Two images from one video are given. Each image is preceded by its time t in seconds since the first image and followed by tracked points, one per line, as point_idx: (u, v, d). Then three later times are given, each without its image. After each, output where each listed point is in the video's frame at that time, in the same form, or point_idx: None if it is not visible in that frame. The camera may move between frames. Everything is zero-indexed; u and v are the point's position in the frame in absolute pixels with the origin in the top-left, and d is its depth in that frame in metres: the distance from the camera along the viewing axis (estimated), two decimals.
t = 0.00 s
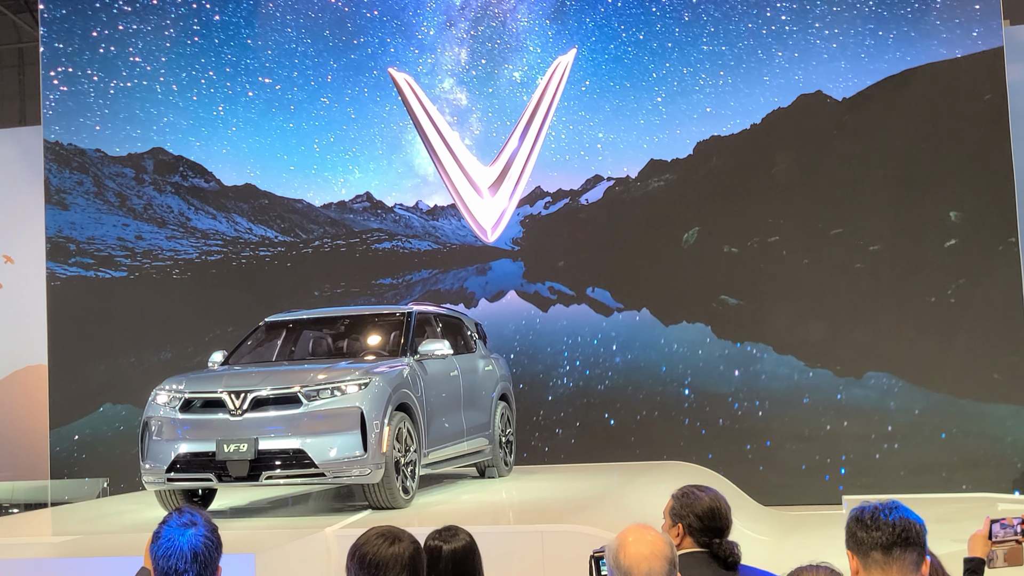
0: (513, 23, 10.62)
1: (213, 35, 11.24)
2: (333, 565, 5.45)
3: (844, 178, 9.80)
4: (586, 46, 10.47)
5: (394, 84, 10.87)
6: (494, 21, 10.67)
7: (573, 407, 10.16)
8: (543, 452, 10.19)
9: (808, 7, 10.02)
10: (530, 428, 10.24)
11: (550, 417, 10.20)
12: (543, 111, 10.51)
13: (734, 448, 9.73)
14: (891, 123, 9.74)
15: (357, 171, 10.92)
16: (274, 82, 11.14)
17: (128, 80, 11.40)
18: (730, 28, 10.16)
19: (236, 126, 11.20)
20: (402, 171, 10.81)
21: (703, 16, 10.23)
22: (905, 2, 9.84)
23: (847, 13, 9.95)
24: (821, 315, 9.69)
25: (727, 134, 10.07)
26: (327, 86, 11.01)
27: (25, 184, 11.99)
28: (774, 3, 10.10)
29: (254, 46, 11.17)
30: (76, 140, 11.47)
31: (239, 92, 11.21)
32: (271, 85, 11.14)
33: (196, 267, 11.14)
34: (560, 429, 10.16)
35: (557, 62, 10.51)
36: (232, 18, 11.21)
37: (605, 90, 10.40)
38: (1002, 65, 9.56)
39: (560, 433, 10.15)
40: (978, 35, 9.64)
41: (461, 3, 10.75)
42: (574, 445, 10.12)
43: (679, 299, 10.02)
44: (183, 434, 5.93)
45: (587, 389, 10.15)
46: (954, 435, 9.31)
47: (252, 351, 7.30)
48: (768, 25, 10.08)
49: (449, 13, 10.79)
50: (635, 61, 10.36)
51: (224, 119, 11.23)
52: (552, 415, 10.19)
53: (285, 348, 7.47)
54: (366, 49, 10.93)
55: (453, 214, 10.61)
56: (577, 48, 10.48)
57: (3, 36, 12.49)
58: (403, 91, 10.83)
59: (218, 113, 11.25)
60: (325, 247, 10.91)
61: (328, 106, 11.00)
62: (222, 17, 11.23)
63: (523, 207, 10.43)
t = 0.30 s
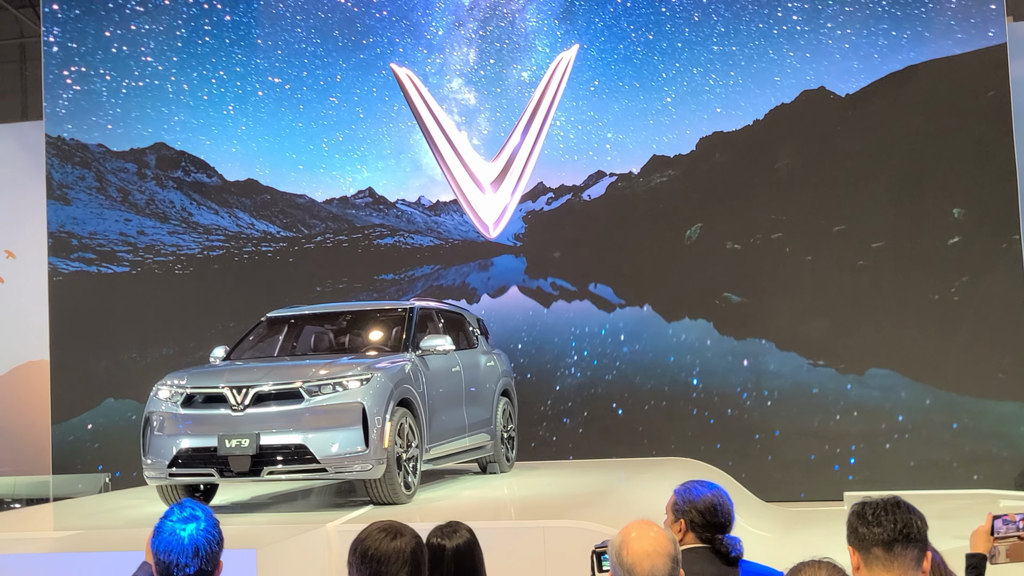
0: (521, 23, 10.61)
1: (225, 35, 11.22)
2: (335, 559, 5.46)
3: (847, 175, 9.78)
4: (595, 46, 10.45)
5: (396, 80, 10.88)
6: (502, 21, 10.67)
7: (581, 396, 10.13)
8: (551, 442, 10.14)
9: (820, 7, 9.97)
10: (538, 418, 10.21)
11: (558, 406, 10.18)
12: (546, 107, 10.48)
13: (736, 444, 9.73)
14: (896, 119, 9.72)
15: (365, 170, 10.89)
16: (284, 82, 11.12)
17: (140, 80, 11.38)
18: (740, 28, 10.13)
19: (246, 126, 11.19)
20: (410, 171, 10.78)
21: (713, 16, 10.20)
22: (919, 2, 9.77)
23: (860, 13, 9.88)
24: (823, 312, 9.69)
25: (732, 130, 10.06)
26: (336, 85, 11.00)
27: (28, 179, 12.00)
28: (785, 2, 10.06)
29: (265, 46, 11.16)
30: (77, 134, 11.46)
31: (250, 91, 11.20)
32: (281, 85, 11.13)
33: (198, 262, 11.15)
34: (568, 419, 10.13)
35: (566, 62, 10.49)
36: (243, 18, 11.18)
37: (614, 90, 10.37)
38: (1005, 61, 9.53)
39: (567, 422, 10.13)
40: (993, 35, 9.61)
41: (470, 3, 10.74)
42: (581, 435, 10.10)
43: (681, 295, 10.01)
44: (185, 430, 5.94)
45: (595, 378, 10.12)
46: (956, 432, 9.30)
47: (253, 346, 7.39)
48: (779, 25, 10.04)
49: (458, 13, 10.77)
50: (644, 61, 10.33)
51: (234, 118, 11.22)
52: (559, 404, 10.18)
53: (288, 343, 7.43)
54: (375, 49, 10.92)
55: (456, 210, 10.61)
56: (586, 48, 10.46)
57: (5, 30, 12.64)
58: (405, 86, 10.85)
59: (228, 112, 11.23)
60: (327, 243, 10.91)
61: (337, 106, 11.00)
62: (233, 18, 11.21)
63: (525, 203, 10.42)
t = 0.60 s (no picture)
0: (530, 19, 10.56)
1: (235, 31, 11.19)
2: (337, 551, 5.47)
3: (850, 167, 9.75)
4: (604, 43, 10.41)
5: (398, 73, 10.86)
6: (511, 17, 10.61)
7: (589, 381, 10.13)
8: (559, 428, 10.17)
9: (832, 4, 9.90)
10: (546, 404, 10.22)
11: (566, 392, 10.17)
12: (548, 100, 10.46)
13: (737, 437, 9.74)
14: (902, 113, 9.68)
15: (374, 166, 10.87)
16: (293, 78, 11.08)
17: (152, 76, 11.36)
18: (751, 24, 10.07)
19: (255, 122, 11.14)
20: (418, 167, 10.75)
21: (723, 12, 10.15)
22: None
23: (873, 10, 9.81)
24: (826, 306, 9.67)
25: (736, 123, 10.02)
26: (345, 82, 10.96)
27: (30, 170, 12.02)
28: None
29: (274, 43, 11.11)
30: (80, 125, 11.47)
31: (259, 87, 11.15)
32: (290, 81, 11.10)
33: (200, 254, 11.15)
34: (576, 405, 10.13)
35: (574, 58, 10.47)
36: (253, 16, 11.16)
37: (623, 87, 10.32)
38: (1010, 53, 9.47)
39: (576, 407, 10.13)
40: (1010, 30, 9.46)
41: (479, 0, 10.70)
42: (589, 420, 10.11)
43: (683, 288, 10.00)
44: (187, 421, 5.94)
45: (603, 364, 10.11)
46: (958, 425, 9.29)
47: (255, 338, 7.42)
48: (791, 21, 9.97)
49: (467, 10, 10.74)
50: (653, 58, 10.29)
51: (243, 114, 11.17)
52: (567, 390, 10.17)
53: (290, 335, 7.53)
54: (384, 46, 10.87)
55: (458, 203, 10.59)
56: (595, 44, 10.43)
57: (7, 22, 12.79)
58: (407, 78, 10.83)
59: (237, 108, 11.19)
60: (329, 235, 10.91)
61: (346, 102, 10.96)
62: (243, 15, 11.18)
63: (527, 195, 10.40)
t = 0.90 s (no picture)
0: (540, 23, 10.53)
1: (248, 34, 11.21)
2: (339, 549, 5.49)
3: (853, 168, 9.75)
4: (615, 46, 10.38)
5: (402, 70, 10.88)
6: (521, 21, 10.58)
7: (597, 375, 10.13)
8: (566, 421, 10.17)
9: (846, 8, 9.86)
10: (554, 397, 10.23)
11: (574, 385, 10.18)
12: (551, 100, 10.46)
13: (739, 437, 9.74)
14: (908, 115, 9.66)
15: (383, 169, 10.87)
16: (304, 80, 11.09)
17: (164, 78, 11.37)
18: (763, 28, 10.04)
19: (266, 124, 11.15)
20: (427, 170, 10.73)
21: (735, 16, 10.13)
22: (950, 3, 9.62)
23: (888, 14, 9.77)
24: (829, 307, 9.67)
25: (742, 124, 10.01)
26: (355, 84, 10.96)
27: (33, 167, 12.06)
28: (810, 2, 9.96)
29: (286, 46, 11.14)
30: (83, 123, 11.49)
31: (270, 89, 11.16)
32: (301, 83, 11.10)
33: (203, 252, 11.17)
34: (584, 398, 10.13)
35: (583, 62, 10.44)
36: (265, 18, 11.19)
37: (633, 91, 10.30)
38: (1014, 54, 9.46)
39: (583, 401, 10.13)
40: None
41: (489, 4, 10.67)
42: (597, 413, 10.10)
43: (686, 289, 10.01)
44: (189, 419, 5.96)
45: (612, 356, 10.11)
46: (961, 428, 9.29)
47: (259, 337, 7.37)
48: (804, 25, 9.95)
49: (476, 13, 10.71)
50: (664, 62, 10.25)
51: (254, 116, 11.18)
52: (574, 385, 10.18)
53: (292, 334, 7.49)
54: (394, 50, 10.88)
55: (461, 201, 10.60)
56: (605, 48, 10.41)
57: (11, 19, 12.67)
58: (411, 77, 10.84)
59: (249, 110, 11.20)
60: (332, 233, 10.93)
61: (355, 105, 10.96)
62: (255, 18, 11.21)
63: (531, 194, 10.41)
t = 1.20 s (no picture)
0: (551, 25, 10.53)
1: (261, 35, 11.19)
2: (340, 545, 5.50)
3: (857, 168, 9.74)
4: (625, 49, 10.38)
5: (404, 66, 10.87)
6: (531, 24, 10.59)
7: (605, 366, 10.13)
8: (575, 412, 10.17)
9: (859, 12, 9.84)
10: (562, 388, 10.23)
11: (581, 376, 10.18)
12: (555, 97, 10.46)
13: (740, 436, 9.74)
14: (914, 117, 9.65)
15: (393, 170, 10.86)
16: (315, 81, 11.07)
17: (177, 78, 11.35)
18: (775, 32, 10.02)
19: (276, 124, 11.14)
20: (436, 171, 10.73)
21: (746, 20, 10.10)
22: (965, 7, 9.58)
23: (901, 19, 9.74)
24: (832, 307, 9.67)
25: (747, 125, 10.01)
26: (365, 85, 10.95)
27: (39, 162, 12.08)
28: (823, 7, 9.94)
29: (298, 47, 11.12)
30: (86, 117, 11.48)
31: (281, 90, 11.15)
32: (312, 84, 11.08)
33: (206, 248, 11.19)
34: (592, 390, 10.13)
35: (593, 64, 10.44)
36: (278, 20, 11.17)
37: (643, 94, 10.29)
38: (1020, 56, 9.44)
39: (591, 392, 10.14)
40: None
41: (500, 6, 10.68)
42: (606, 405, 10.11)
43: (689, 288, 10.01)
44: (191, 414, 5.97)
45: (619, 349, 10.11)
46: (962, 429, 9.28)
47: (260, 332, 7.43)
48: (817, 30, 9.93)
49: (487, 15, 10.71)
50: (674, 65, 10.24)
51: (265, 116, 11.17)
52: (583, 374, 10.18)
53: (295, 330, 7.49)
54: (406, 52, 10.86)
55: (464, 198, 10.60)
56: (615, 51, 10.40)
57: (16, 14, 12.63)
58: (415, 74, 10.84)
59: (260, 110, 11.18)
60: (336, 230, 10.94)
61: (366, 106, 10.94)
62: (268, 19, 11.19)
63: (534, 192, 10.41)
